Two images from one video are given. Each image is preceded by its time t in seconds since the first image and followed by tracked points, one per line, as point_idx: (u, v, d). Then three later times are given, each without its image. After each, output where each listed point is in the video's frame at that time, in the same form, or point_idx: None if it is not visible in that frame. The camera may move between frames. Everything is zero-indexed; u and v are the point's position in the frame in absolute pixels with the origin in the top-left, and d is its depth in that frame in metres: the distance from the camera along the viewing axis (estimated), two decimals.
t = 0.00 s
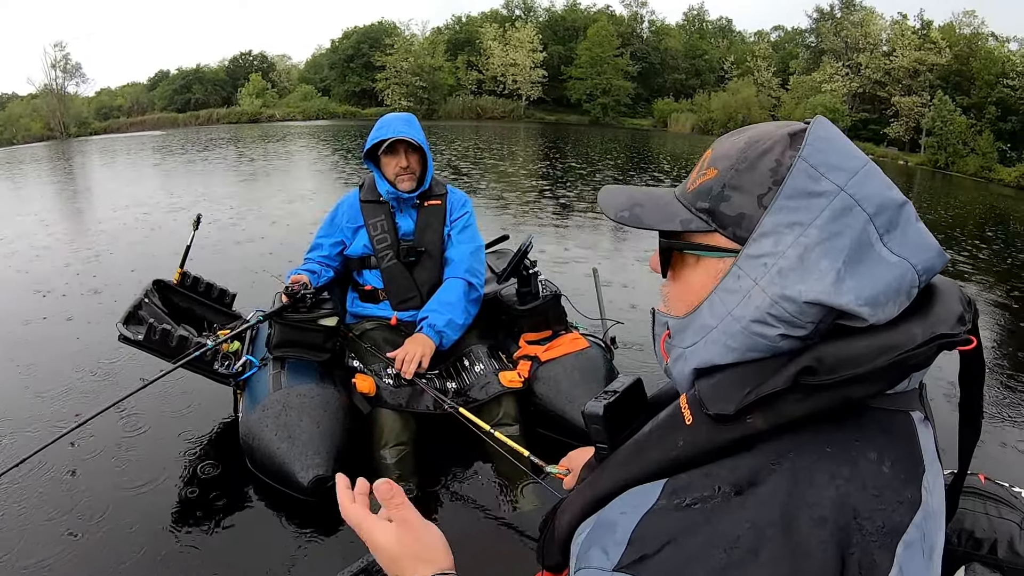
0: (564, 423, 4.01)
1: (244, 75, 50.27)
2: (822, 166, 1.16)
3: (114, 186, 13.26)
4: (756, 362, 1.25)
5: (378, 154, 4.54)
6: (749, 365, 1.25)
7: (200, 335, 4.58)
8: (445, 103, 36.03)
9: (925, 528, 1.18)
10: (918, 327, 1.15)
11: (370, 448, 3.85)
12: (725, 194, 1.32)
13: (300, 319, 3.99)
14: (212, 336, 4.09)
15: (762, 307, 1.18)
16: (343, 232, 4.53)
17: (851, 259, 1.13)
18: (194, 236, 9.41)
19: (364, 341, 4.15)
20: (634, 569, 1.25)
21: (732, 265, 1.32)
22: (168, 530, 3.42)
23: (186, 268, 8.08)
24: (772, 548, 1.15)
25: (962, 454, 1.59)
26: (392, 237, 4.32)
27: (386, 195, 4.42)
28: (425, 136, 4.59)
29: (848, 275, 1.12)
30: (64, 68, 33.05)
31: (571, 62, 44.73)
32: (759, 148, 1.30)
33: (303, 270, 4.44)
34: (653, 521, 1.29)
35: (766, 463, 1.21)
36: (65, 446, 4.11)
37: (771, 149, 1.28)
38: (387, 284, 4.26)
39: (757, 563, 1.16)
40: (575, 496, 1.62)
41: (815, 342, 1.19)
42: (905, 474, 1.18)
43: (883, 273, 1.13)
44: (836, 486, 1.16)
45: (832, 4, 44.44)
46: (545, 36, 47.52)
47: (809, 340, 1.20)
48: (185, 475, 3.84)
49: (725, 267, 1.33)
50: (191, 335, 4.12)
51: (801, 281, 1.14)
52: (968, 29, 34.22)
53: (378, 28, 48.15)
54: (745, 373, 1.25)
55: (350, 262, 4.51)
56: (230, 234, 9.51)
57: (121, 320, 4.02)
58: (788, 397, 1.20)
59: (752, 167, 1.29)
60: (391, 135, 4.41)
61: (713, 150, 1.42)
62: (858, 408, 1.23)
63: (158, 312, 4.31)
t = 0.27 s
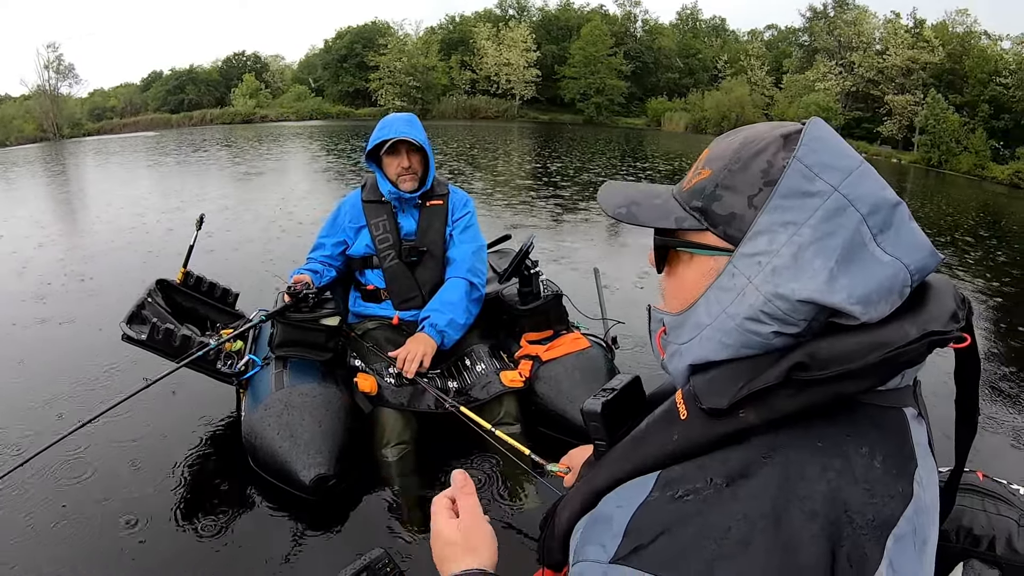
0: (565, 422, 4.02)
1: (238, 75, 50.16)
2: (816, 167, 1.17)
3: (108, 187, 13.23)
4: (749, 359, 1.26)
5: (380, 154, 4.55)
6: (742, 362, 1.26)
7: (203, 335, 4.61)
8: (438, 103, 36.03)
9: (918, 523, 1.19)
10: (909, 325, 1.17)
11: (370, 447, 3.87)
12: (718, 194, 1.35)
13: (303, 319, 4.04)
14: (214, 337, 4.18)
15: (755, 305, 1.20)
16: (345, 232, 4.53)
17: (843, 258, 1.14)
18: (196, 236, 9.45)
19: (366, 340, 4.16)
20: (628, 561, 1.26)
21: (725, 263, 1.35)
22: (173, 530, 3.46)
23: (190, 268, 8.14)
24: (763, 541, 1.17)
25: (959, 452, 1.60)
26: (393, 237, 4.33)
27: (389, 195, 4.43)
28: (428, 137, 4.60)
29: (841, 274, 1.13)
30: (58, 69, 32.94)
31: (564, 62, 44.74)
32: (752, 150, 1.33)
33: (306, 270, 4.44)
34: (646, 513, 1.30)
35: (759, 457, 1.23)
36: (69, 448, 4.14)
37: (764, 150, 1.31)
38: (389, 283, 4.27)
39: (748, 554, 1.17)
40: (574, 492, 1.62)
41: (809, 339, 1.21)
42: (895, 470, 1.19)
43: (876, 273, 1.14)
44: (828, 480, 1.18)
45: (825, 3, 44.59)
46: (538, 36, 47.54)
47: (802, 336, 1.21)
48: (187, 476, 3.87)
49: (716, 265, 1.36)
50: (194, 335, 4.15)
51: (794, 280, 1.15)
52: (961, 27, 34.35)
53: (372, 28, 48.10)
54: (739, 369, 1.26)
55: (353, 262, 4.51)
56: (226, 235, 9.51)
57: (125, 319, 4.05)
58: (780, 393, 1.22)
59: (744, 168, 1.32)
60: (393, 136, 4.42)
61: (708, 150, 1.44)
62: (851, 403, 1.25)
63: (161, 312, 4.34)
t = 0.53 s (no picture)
0: (564, 423, 4.02)
1: (232, 75, 50.04)
2: (811, 166, 1.17)
3: (103, 188, 13.20)
4: (742, 359, 1.26)
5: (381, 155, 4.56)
6: (735, 361, 1.27)
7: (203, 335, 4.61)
8: (433, 103, 36.01)
9: (909, 526, 1.19)
10: (903, 326, 1.17)
11: (370, 447, 3.88)
12: (707, 193, 1.36)
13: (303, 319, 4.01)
14: (214, 338, 4.17)
15: (747, 304, 1.21)
16: (346, 232, 4.53)
17: (836, 257, 1.14)
18: (197, 236, 9.47)
19: (366, 341, 4.17)
20: (618, 558, 1.29)
21: (717, 262, 1.36)
22: (173, 528, 3.48)
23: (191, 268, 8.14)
24: (749, 540, 1.18)
25: (960, 453, 1.60)
26: (394, 237, 4.33)
27: (390, 195, 4.43)
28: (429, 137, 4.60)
29: (833, 273, 1.14)
30: (52, 70, 32.83)
31: (559, 62, 44.77)
32: (744, 149, 1.33)
33: (306, 270, 4.44)
34: (637, 511, 1.32)
35: (748, 457, 1.23)
36: (71, 447, 4.15)
37: (755, 149, 1.31)
38: (389, 284, 4.27)
39: (733, 553, 1.18)
40: (569, 493, 1.63)
41: (801, 339, 1.21)
42: (887, 470, 1.20)
43: (869, 272, 1.14)
44: (816, 482, 1.18)
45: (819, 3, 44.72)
46: (532, 36, 47.57)
47: (795, 337, 1.21)
48: (192, 475, 3.89)
49: (707, 264, 1.37)
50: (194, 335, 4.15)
51: (786, 278, 1.16)
52: (954, 26, 34.49)
53: (366, 28, 48.01)
54: (731, 369, 1.27)
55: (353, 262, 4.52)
56: (222, 235, 9.50)
57: (125, 319, 4.04)
58: (771, 393, 1.23)
59: (735, 168, 1.32)
60: (393, 136, 4.42)
61: (705, 148, 1.44)
62: (843, 405, 1.24)
63: (161, 312, 4.33)
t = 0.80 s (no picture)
0: (565, 423, 4.02)
1: (225, 75, 49.84)
2: (811, 164, 1.17)
3: (97, 188, 13.14)
4: (743, 358, 1.27)
5: (382, 154, 4.56)
6: (735, 361, 1.28)
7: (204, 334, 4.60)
8: (427, 102, 35.97)
9: (912, 526, 1.19)
10: (905, 324, 1.17)
11: (370, 446, 3.88)
12: (704, 193, 1.36)
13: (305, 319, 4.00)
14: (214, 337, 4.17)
15: (746, 302, 1.21)
16: (347, 231, 4.53)
17: (836, 255, 1.15)
18: (198, 234, 9.45)
19: (366, 340, 4.17)
20: (620, 560, 1.27)
21: (715, 261, 1.36)
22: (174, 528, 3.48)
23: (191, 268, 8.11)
24: (751, 540, 1.16)
25: (963, 454, 1.61)
26: (396, 236, 4.34)
27: (391, 194, 4.42)
28: (431, 136, 4.59)
29: (834, 271, 1.14)
30: (45, 70, 32.66)
31: (553, 61, 44.78)
32: (741, 149, 1.33)
33: (307, 269, 4.42)
34: (639, 512, 1.31)
35: (749, 457, 1.23)
36: (71, 449, 4.13)
37: (751, 149, 1.31)
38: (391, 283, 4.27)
39: (735, 554, 1.17)
40: (571, 494, 1.63)
41: (802, 338, 1.21)
42: (889, 470, 1.20)
43: (869, 270, 1.15)
44: (819, 481, 1.18)
45: (812, 2, 44.87)
46: (526, 35, 47.58)
47: (795, 336, 1.21)
48: (191, 476, 3.88)
49: (706, 264, 1.37)
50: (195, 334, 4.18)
51: (786, 276, 1.16)
52: (946, 25, 34.67)
53: (360, 27, 47.90)
54: (731, 368, 1.28)
55: (354, 261, 4.52)
56: (217, 235, 9.49)
57: (126, 318, 4.10)
58: (772, 392, 1.23)
59: (731, 168, 1.32)
60: (394, 136, 4.41)
61: (705, 149, 1.44)
62: (844, 404, 1.25)
63: (163, 310, 4.36)
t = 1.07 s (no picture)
0: (564, 423, 4.03)
1: (218, 73, 49.68)
2: (807, 164, 1.18)
3: (91, 187, 13.08)
4: (739, 357, 1.27)
5: (382, 153, 4.57)
6: (732, 360, 1.28)
7: (204, 332, 4.62)
8: (421, 100, 35.94)
9: (909, 526, 1.19)
10: (901, 324, 1.17)
11: (369, 445, 3.88)
12: (700, 192, 1.36)
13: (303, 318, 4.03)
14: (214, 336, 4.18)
15: (743, 301, 1.21)
16: (347, 229, 4.53)
17: (832, 254, 1.15)
18: (198, 233, 9.43)
19: (366, 339, 4.17)
20: (616, 560, 1.26)
21: (712, 260, 1.37)
22: (173, 526, 3.47)
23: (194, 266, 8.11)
24: (748, 540, 1.16)
25: (962, 454, 1.63)
26: (395, 234, 4.33)
27: (391, 192, 4.41)
28: (431, 135, 4.58)
29: (830, 271, 1.15)
30: (37, 69, 32.50)
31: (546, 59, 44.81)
32: (737, 149, 1.33)
33: (307, 267, 4.41)
34: (637, 511, 1.31)
35: (746, 457, 1.24)
36: (69, 448, 4.12)
37: (747, 149, 1.32)
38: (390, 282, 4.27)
39: (733, 554, 1.16)
40: (570, 494, 1.62)
41: (800, 338, 1.21)
42: (886, 471, 1.20)
43: (866, 268, 1.15)
44: (816, 481, 1.18)
45: None
46: (520, 33, 47.60)
47: (792, 335, 1.22)
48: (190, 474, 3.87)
49: (702, 262, 1.38)
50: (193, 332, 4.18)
51: (782, 276, 1.16)
52: (938, 23, 34.84)
53: (353, 25, 47.80)
54: (727, 368, 1.28)
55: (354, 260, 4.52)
56: (212, 233, 9.47)
57: (126, 317, 4.09)
58: (768, 391, 1.23)
59: (727, 167, 1.33)
60: (394, 134, 4.41)
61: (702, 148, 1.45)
62: (842, 404, 1.26)
63: (162, 308, 4.34)
